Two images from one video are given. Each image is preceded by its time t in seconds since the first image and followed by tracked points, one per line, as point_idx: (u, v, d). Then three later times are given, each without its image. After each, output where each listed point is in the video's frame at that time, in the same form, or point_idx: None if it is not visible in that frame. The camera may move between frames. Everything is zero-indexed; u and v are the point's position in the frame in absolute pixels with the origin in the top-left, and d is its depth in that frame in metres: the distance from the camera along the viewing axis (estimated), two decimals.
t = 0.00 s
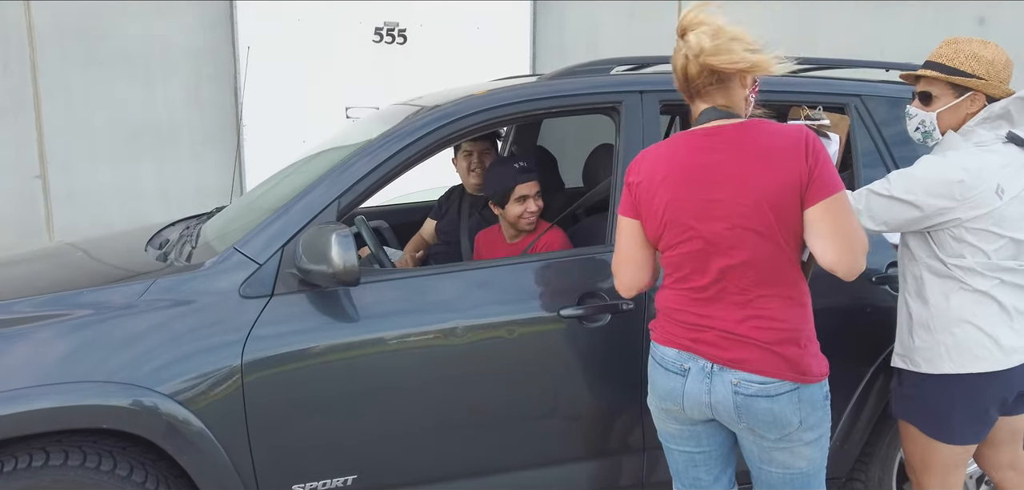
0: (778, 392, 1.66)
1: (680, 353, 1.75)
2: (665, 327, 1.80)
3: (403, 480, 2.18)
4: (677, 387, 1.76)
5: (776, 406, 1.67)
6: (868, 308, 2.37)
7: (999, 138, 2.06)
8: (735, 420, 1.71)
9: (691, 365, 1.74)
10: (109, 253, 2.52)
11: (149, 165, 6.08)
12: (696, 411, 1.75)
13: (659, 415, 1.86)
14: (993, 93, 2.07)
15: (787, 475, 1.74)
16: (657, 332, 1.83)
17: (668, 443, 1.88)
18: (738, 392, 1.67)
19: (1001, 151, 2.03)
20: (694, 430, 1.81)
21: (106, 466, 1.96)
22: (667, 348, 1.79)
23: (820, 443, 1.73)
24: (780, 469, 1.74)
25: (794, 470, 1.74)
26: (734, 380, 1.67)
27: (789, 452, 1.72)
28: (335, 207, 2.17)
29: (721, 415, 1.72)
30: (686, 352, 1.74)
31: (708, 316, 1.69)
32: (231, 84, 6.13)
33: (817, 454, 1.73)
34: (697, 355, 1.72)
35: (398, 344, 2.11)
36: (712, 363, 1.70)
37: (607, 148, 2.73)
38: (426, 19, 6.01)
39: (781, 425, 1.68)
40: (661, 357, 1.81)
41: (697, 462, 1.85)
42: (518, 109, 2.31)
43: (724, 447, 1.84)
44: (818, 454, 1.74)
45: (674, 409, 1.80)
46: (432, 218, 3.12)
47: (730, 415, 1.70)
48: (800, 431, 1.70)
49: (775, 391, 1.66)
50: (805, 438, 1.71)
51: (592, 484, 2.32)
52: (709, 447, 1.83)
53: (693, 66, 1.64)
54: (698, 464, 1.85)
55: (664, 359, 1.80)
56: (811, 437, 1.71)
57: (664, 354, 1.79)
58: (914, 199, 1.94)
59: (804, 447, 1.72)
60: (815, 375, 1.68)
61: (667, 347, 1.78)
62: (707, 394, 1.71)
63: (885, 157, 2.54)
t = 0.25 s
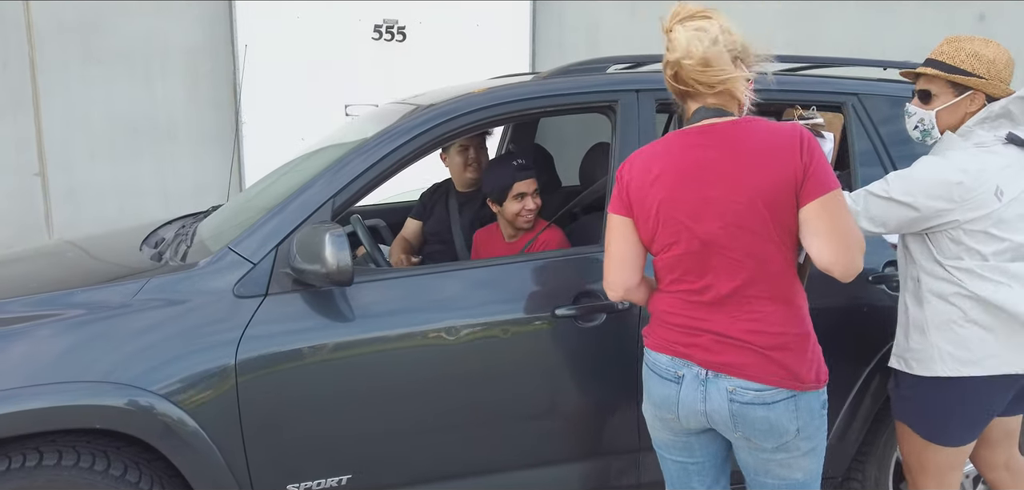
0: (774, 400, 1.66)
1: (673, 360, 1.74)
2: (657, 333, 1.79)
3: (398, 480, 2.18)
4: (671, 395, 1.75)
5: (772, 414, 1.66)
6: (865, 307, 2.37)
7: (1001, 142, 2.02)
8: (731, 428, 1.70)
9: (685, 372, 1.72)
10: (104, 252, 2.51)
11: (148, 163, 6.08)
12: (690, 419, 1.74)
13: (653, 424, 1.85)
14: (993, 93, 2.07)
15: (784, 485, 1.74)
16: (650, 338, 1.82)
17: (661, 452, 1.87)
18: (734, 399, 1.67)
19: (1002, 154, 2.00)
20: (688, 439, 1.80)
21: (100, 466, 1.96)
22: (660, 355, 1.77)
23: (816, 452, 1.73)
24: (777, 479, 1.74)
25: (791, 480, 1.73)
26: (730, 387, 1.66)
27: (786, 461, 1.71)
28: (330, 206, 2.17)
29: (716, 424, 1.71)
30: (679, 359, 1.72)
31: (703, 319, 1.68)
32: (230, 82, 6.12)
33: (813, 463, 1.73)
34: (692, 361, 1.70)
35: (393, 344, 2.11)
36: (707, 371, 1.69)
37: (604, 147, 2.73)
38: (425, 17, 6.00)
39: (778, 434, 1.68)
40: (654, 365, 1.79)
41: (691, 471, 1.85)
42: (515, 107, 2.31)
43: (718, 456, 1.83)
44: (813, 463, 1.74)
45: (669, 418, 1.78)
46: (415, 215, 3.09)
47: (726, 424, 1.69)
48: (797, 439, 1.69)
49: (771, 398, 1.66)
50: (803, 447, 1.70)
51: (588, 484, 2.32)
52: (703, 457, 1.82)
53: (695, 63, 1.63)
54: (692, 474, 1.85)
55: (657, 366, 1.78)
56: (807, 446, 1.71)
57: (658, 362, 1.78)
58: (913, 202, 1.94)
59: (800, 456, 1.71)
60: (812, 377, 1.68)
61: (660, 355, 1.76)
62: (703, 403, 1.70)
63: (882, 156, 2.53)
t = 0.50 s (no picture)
0: (780, 411, 1.61)
1: (672, 377, 1.66)
2: (653, 345, 1.70)
3: (389, 479, 2.19)
4: (672, 412, 1.67)
5: (779, 427, 1.61)
6: (856, 307, 2.37)
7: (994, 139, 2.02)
8: (736, 444, 1.63)
9: (686, 388, 1.65)
10: (97, 251, 2.52)
11: (146, 161, 6.08)
12: (693, 437, 1.67)
13: (650, 442, 1.77)
14: (977, 94, 2.05)
15: None
16: (643, 350, 1.73)
17: (657, 469, 1.81)
18: (739, 413, 1.60)
19: (992, 153, 2.00)
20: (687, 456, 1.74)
21: (91, 465, 1.97)
22: (658, 371, 1.69)
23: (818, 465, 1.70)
24: None
25: None
26: (735, 400, 1.60)
27: (789, 476, 1.67)
28: (321, 206, 2.17)
29: (720, 440, 1.64)
30: (679, 375, 1.65)
31: (708, 333, 1.61)
32: (228, 80, 6.13)
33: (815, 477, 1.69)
34: (692, 377, 1.63)
35: (384, 344, 2.12)
36: (710, 385, 1.62)
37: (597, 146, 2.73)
38: (423, 15, 6.00)
39: (785, 448, 1.62)
40: (651, 382, 1.71)
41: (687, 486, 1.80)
42: (507, 107, 2.31)
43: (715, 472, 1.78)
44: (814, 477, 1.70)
45: (668, 436, 1.71)
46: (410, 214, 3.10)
47: (731, 440, 1.63)
48: (801, 453, 1.65)
49: (777, 411, 1.60)
50: (806, 461, 1.66)
51: (579, 483, 2.33)
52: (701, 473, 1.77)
53: (723, 59, 1.56)
54: None
55: (654, 383, 1.70)
56: (811, 459, 1.67)
57: (655, 378, 1.70)
58: (902, 202, 1.93)
59: (803, 471, 1.67)
60: (815, 393, 1.64)
61: (658, 370, 1.68)
62: (707, 418, 1.63)
63: (875, 155, 2.54)
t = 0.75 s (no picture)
0: (782, 417, 1.57)
1: (666, 392, 1.60)
2: (642, 358, 1.63)
3: (381, 477, 2.20)
4: (668, 429, 1.61)
5: (780, 434, 1.57)
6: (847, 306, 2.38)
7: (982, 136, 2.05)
8: (737, 457, 1.58)
9: (683, 403, 1.59)
10: (92, 250, 2.54)
11: (145, 159, 6.10)
12: (691, 452, 1.61)
13: (642, 462, 1.70)
14: (965, 93, 2.06)
15: None
16: (629, 363, 1.66)
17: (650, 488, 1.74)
18: (740, 424, 1.56)
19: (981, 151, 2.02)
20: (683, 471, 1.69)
21: (85, 463, 1.98)
22: (650, 388, 1.62)
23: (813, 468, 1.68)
24: None
25: None
26: (735, 411, 1.56)
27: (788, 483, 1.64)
28: (314, 206, 2.18)
29: (720, 454, 1.59)
30: (674, 389, 1.58)
31: (704, 339, 1.56)
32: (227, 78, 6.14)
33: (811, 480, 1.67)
34: (687, 388, 1.57)
35: (376, 343, 2.13)
36: (707, 398, 1.56)
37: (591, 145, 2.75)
38: (422, 13, 6.00)
39: (786, 455, 1.59)
40: (642, 399, 1.64)
41: None
42: (500, 107, 2.32)
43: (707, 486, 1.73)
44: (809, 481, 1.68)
45: (665, 454, 1.64)
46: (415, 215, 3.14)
47: (732, 453, 1.58)
48: (800, 458, 1.62)
49: (777, 418, 1.57)
50: (804, 466, 1.63)
51: (571, 481, 2.35)
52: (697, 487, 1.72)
53: (735, 54, 1.53)
54: None
55: (647, 401, 1.63)
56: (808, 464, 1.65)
57: (648, 395, 1.62)
58: (891, 202, 1.94)
59: (801, 476, 1.64)
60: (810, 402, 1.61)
61: (650, 385, 1.61)
62: (706, 432, 1.58)
63: (866, 155, 2.55)
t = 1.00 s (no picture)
0: (758, 420, 1.57)
1: (643, 393, 1.61)
2: (620, 359, 1.65)
3: (378, 475, 2.22)
4: (644, 429, 1.62)
5: (756, 437, 1.57)
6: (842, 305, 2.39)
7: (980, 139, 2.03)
8: (713, 459, 1.59)
9: (659, 404, 1.59)
10: (91, 249, 2.55)
11: (145, 158, 6.11)
12: (667, 453, 1.61)
13: (619, 463, 1.70)
14: (963, 94, 2.07)
15: None
16: (608, 364, 1.67)
17: None
18: (715, 426, 1.56)
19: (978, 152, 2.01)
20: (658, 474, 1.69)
21: (83, 461, 2.00)
22: (627, 388, 1.63)
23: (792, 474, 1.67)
24: None
25: None
26: (710, 413, 1.56)
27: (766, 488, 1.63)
28: (311, 205, 2.19)
29: (696, 456, 1.60)
30: (651, 390, 1.59)
31: (677, 342, 1.56)
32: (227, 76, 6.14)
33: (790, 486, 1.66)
34: (663, 390, 1.58)
35: (372, 342, 2.14)
36: (683, 400, 1.57)
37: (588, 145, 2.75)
38: (422, 11, 6.01)
39: (763, 458, 1.59)
40: (620, 399, 1.65)
41: None
42: (496, 107, 2.33)
43: None
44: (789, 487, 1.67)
45: (641, 455, 1.64)
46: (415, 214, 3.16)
47: (707, 454, 1.59)
48: (779, 462, 1.61)
49: (753, 421, 1.57)
50: (782, 470, 1.63)
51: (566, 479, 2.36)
52: None
53: (711, 54, 1.52)
54: None
55: (624, 402, 1.64)
56: (787, 469, 1.64)
57: (625, 395, 1.64)
58: (887, 201, 1.95)
59: (780, 481, 1.64)
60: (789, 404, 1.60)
61: (627, 385, 1.62)
62: (682, 433, 1.58)
63: (863, 155, 2.55)
